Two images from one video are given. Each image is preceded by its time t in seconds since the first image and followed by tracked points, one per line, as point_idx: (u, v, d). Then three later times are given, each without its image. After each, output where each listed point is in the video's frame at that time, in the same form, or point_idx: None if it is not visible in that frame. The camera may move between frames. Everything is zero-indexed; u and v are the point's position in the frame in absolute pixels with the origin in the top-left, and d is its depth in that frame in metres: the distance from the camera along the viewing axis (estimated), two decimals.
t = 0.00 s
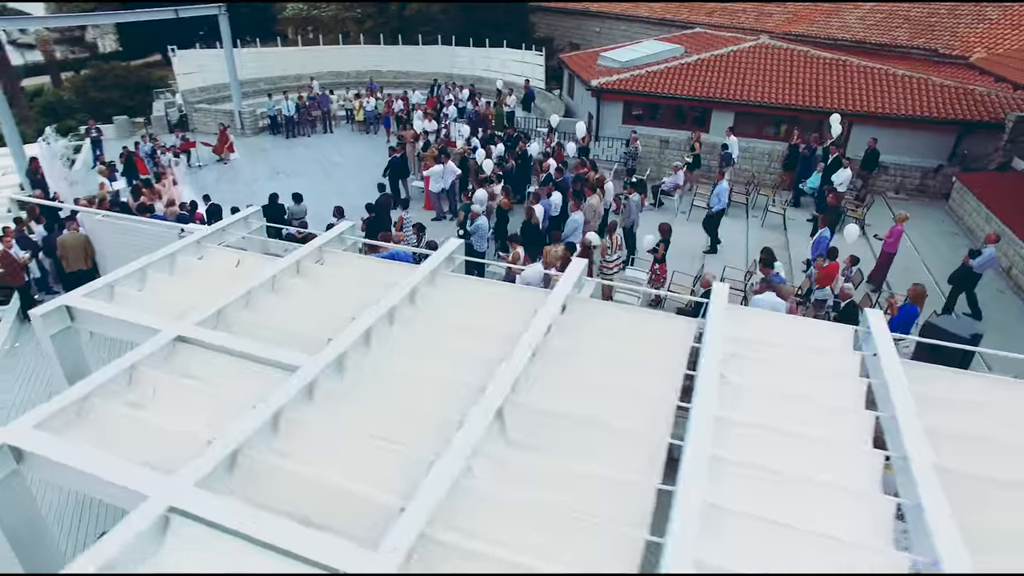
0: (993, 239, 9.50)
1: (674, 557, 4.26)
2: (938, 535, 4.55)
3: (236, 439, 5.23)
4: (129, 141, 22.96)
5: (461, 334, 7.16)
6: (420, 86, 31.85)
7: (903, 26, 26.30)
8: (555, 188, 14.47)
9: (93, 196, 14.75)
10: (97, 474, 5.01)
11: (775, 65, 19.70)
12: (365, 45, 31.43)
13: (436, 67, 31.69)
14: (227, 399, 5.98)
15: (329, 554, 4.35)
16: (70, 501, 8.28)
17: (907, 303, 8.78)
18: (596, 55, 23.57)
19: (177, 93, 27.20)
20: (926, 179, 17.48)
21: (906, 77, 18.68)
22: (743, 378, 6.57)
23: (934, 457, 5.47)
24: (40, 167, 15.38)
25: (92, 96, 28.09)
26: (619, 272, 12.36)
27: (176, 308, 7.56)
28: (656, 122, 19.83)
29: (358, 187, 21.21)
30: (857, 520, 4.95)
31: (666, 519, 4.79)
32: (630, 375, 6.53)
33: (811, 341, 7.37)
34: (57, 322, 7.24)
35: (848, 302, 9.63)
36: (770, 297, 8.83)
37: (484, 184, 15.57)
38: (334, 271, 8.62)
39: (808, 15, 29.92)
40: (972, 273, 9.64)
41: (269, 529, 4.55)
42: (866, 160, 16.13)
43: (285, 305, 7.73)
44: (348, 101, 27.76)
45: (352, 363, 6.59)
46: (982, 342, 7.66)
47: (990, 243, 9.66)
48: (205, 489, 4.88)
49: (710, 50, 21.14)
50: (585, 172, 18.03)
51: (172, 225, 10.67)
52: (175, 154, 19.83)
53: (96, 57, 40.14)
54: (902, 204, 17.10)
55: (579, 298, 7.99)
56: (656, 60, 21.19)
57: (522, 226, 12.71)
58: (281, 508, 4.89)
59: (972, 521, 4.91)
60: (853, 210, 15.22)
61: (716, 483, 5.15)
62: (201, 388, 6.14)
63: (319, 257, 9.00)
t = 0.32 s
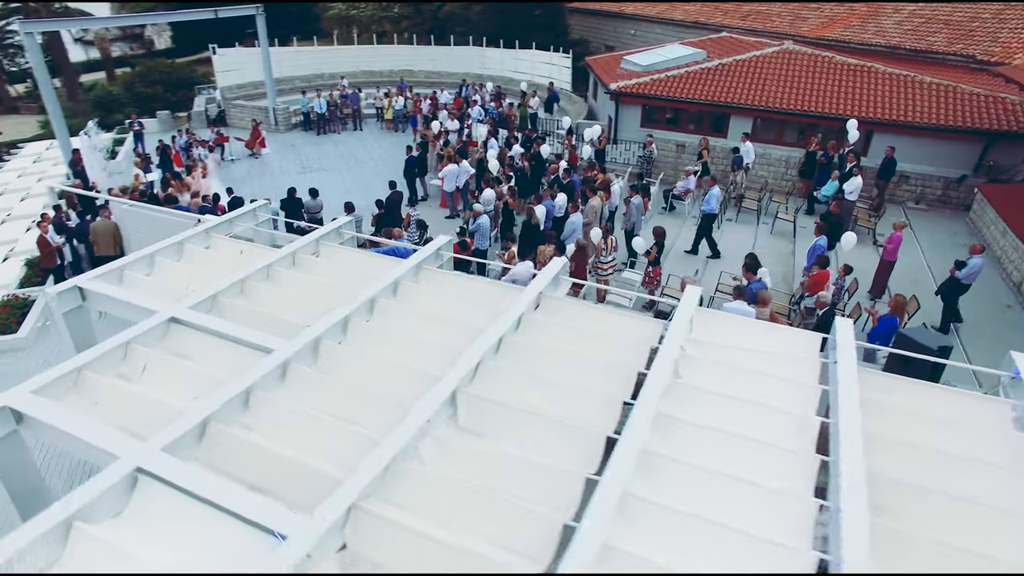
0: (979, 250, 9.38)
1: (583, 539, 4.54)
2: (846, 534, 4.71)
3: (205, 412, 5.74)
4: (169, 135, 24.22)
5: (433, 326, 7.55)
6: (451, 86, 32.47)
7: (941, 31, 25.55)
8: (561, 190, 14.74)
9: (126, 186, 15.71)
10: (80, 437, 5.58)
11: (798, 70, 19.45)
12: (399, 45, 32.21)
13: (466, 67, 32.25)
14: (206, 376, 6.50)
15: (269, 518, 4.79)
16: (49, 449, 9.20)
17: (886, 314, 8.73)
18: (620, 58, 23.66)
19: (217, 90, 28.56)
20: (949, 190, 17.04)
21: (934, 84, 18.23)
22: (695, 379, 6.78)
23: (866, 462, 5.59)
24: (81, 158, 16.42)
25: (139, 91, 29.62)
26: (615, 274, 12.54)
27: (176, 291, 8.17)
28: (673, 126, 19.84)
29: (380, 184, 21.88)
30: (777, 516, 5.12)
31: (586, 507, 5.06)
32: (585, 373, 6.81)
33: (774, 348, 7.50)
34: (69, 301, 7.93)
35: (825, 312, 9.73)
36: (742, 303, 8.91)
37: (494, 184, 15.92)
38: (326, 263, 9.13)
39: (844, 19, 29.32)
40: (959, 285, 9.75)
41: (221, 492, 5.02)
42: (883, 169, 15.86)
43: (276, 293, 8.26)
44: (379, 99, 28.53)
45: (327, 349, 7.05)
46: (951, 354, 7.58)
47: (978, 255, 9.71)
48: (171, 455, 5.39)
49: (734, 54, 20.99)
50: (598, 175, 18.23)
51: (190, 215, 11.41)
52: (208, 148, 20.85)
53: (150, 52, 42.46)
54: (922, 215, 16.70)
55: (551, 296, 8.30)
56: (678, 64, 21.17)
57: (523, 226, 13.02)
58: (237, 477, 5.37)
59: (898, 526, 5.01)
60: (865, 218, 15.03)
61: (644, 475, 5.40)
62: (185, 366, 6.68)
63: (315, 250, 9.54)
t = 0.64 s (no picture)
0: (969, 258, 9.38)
1: (505, 519, 4.90)
2: (761, 529, 4.91)
3: (188, 386, 6.28)
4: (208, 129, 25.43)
5: (412, 317, 7.97)
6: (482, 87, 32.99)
7: (984, 37, 24.78)
8: (569, 193, 15.00)
9: (160, 178, 16.68)
10: (76, 403, 6.18)
11: (822, 76, 19.17)
12: (432, 45, 32.89)
13: (498, 68, 32.72)
14: (196, 355, 7.07)
15: (230, 482, 5.29)
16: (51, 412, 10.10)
17: (868, 324, 8.71)
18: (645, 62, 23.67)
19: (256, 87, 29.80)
20: (973, 202, 16.61)
21: (964, 92, 17.75)
22: (654, 378, 7.01)
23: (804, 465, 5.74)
24: (122, 151, 17.44)
25: (185, 87, 31.13)
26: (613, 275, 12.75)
27: (182, 276, 8.80)
28: (692, 131, 19.80)
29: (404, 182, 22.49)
30: (705, 508, 5.33)
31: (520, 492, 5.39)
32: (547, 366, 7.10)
33: (741, 352, 7.64)
34: (87, 282, 8.64)
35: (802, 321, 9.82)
36: (718, 306, 9.08)
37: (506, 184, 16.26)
38: (324, 254, 9.67)
39: (884, 24, 28.60)
40: (952, 295, 9.64)
41: (192, 458, 5.54)
42: (901, 178, 15.57)
43: (273, 281, 8.81)
44: (410, 98, 29.19)
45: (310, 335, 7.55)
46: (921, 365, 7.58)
47: (970, 264, 9.59)
48: (154, 422, 5.94)
49: (759, 59, 20.80)
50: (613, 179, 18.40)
51: (209, 206, 12.12)
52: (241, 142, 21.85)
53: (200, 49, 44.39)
54: (943, 228, 16.30)
55: (530, 293, 8.62)
56: (701, 69, 21.10)
57: (526, 227, 13.39)
58: (211, 446, 5.89)
59: (822, 525, 5.15)
60: (876, 228, 14.86)
61: (584, 464, 5.68)
62: (180, 345, 7.26)
63: (316, 242, 10.09)
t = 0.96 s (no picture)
0: (963, 265, 9.21)
1: (444, 498, 5.30)
2: (686, 520, 5.16)
3: (180, 362, 6.86)
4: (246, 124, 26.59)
5: (397, 308, 8.40)
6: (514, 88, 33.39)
7: None
8: (578, 194, 15.22)
9: (194, 170, 17.62)
10: (81, 372, 6.81)
11: (848, 83, 18.83)
12: (467, 46, 33.47)
13: (530, 69, 33.04)
14: (195, 336, 7.66)
15: (205, 450, 5.81)
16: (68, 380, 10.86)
17: (849, 332, 8.72)
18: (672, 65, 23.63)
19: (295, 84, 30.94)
20: (999, 215, 16.10)
21: (995, 101, 17.21)
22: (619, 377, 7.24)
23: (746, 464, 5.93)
24: (161, 144, 18.47)
25: (229, 83, 32.54)
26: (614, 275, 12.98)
27: (193, 263, 9.46)
28: (713, 136, 19.71)
29: (428, 180, 23.07)
30: (640, 500, 5.58)
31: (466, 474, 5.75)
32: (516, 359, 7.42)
33: (712, 355, 7.80)
34: (108, 266, 9.39)
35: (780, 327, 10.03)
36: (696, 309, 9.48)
37: (519, 184, 16.56)
38: (326, 247, 10.19)
39: (926, 30, 27.76)
40: (947, 302, 9.44)
41: (175, 427, 6.08)
42: (921, 189, 15.23)
43: (275, 270, 9.37)
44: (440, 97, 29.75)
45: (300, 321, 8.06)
46: (891, 376, 7.61)
47: (967, 271, 9.40)
48: (147, 393, 6.53)
49: (785, 65, 20.55)
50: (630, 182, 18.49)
51: (230, 198, 12.84)
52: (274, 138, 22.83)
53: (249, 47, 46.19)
54: (965, 240, 15.86)
55: (515, 290, 8.92)
56: (725, 73, 20.96)
57: (531, 226, 13.70)
58: (195, 417, 6.44)
59: (752, 522, 5.35)
60: (891, 236, 14.62)
61: (532, 452, 6.00)
62: (181, 325, 7.87)
63: (322, 235, 10.63)
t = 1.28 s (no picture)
0: (958, 276, 9.02)
1: (398, 474, 5.64)
2: (623, 509, 5.39)
3: (179, 341, 7.43)
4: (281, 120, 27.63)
5: (387, 300, 8.84)
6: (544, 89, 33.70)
7: None
8: (588, 196, 15.41)
9: (225, 164, 18.48)
10: (89, 346, 7.44)
11: (873, 90, 18.50)
12: (500, 47, 33.94)
13: (561, 71, 33.26)
14: (197, 318, 8.26)
15: (190, 422, 6.33)
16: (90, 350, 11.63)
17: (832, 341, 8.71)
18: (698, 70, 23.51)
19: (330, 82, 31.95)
20: None
21: None
22: (589, 373, 7.49)
23: (695, 461, 6.11)
24: (196, 139, 19.40)
25: (269, 81, 33.82)
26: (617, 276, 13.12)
27: (205, 252, 10.12)
28: (733, 141, 19.60)
29: (451, 178, 23.54)
30: (587, 487, 5.81)
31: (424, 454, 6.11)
32: (492, 351, 7.72)
33: (686, 355, 7.97)
34: (128, 252, 10.14)
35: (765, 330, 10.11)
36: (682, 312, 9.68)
37: (533, 184, 16.82)
38: (331, 240, 10.72)
39: (970, 36, 26.88)
40: (940, 312, 9.30)
41: (165, 400, 6.60)
42: (941, 199, 14.89)
43: (280, 260, 9.93)
44: (470, 97, 30.28)
45: (296, 307, 8.57)
46: (863, 384, 7.66)
47: (963, 281, 9.23)
48: (145, 368, 7.10)
49: (810, 70, 20.28)
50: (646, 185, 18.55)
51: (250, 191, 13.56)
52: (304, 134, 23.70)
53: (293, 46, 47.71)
54: (985, 252, 15.45)
55: (502, 286, 9.24)
56: (749, 78, 20.80)
57: (538, 227, 14.06)
58: (187, 392, 6.98)
59: (691, 515, 5.54)
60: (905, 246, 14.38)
61: (491, 437, 6.30)
62: (187, 308, 8.48)
63: (329, 229, 11.19)
